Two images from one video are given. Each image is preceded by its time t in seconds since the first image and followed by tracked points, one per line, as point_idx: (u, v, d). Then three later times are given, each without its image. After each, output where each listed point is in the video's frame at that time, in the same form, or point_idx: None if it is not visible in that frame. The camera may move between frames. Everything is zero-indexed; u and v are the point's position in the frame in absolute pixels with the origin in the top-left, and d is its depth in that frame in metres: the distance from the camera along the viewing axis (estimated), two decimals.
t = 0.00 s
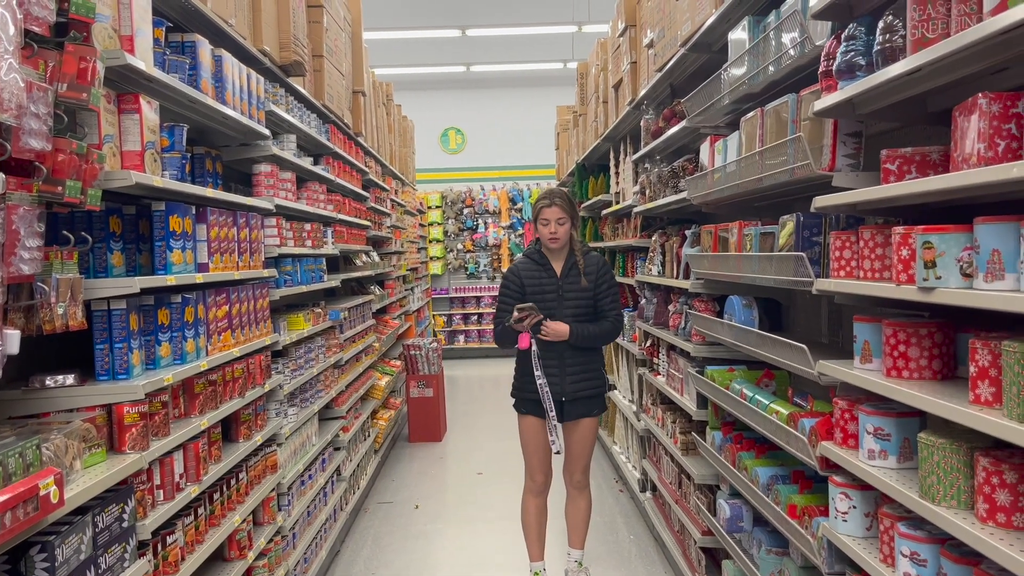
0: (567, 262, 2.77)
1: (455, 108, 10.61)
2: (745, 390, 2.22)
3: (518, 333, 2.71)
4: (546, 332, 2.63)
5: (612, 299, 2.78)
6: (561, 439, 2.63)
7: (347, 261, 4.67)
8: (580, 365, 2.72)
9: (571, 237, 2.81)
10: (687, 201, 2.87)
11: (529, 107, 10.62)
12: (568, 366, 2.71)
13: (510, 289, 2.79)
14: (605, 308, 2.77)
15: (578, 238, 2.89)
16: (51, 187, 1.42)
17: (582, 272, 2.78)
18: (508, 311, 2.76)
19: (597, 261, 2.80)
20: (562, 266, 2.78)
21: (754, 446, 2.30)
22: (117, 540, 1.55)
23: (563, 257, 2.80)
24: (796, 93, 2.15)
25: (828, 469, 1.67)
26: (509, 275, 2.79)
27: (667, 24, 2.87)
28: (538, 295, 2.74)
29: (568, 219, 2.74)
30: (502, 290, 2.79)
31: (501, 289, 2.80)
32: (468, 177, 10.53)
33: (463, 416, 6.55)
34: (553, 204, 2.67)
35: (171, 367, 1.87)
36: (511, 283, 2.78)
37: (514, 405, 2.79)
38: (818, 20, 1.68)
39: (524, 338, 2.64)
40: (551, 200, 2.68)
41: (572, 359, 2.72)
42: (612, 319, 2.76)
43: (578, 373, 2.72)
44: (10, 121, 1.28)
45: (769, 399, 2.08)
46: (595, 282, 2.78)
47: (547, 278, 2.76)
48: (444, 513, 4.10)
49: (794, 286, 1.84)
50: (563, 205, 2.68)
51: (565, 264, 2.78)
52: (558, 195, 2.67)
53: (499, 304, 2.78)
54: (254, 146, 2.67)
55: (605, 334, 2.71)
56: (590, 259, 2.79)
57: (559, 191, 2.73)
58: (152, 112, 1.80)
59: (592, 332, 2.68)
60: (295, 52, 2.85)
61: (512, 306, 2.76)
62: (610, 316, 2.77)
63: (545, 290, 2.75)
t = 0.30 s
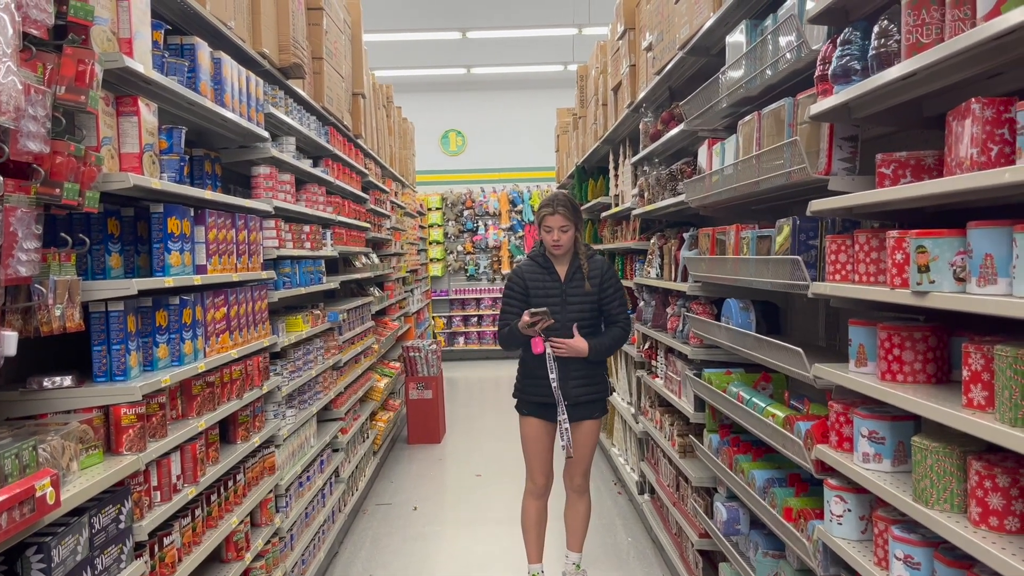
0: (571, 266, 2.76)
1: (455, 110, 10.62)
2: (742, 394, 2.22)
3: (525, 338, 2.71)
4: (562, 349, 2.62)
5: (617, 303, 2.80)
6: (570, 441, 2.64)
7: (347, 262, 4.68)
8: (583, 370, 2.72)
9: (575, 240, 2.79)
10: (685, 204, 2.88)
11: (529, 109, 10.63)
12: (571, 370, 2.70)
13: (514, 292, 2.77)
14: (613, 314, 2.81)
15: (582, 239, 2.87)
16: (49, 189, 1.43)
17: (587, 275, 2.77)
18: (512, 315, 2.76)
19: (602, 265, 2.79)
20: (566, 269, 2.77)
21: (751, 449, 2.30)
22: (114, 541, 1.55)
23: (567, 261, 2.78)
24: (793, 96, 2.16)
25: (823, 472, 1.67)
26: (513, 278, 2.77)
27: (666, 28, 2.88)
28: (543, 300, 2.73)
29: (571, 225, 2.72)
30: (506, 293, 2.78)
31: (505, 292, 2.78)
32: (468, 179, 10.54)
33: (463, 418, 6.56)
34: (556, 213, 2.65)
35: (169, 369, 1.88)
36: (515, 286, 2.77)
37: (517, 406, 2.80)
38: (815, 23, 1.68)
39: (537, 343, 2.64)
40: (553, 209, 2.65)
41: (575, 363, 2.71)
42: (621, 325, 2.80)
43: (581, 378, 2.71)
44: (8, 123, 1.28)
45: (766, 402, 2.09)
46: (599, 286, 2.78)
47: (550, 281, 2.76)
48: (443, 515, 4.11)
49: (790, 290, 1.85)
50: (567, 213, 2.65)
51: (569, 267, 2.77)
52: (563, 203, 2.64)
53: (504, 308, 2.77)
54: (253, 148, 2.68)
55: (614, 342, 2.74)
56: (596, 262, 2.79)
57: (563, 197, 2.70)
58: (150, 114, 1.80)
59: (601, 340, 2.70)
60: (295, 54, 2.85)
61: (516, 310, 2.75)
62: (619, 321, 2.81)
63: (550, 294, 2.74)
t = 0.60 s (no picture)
0: (576, 268, 2.76)
1: (456, 111, 10.63)
2: (739, 393, 2.23)
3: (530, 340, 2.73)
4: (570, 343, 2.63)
5: (621, 304, 2.79)
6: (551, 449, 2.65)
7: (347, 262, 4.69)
8: (583, 371, 2.71)
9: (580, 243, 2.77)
10: (683, 204, 2.88)
11: (530, 110, 10.64)
12: (572, 371, 2.71)
13: (518, 292, 2.79)
14: (616, 314, 2.79)
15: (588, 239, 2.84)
16: (47, 186, 1.44)
17: (591, 277, 2.76)
18: (518, 314, 2.78)
19: (606, 267, 2.78)
20: (571, 271, 2.77)
21: (748, 449, 2.30)
22: (111, 538, 1.56)
23: (572, 262, 2.78)
24: (790, 96, 2.16)
25: (818, 471, 1.68)
26: (519, 277, 2.80)
27: (665, 28, 2.89)
28: (546, 301, 2.74)
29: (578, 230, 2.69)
30: (512, 293, 2.80)
31: (510, 291, 2.80)
32: (469, 180, 10.55)
33: (463, 418, 6.56)
34: (560, 222, 2.61)
35: (166, 366, 1.88)
36: (521, 286, 2.78)
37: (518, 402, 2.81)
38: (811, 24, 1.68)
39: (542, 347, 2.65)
40: (557, 218, 2.61)
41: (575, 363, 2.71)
42: (623, 326, 2.77)
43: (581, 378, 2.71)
44: (6, 120, 1.29)
45: (762, 402, 2.09)
46: (603, 288, 2.77)
47: (554, 283, 2.76)
48: (442, 515, 4.11)
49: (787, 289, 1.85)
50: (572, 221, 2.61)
51: (574, 270, 2.76)
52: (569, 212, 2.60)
53: (508, 307, 2.79)
54: (252, 147, 2.69)
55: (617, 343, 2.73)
56: (601, 264, 2.78)
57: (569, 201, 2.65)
58: (149, 112, 1.81)
59: (605, 341, 2.70)
60: (294, 54, 2.86)
61: (522, 310, 2.77)
62: (622, 321, 2.78)
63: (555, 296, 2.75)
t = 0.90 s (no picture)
0: (572, 271, 2.76)
1: (458, 111, 10.64)
2: (737, 395, 2.23)
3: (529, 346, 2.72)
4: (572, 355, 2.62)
5: (617, 307, 2.80)
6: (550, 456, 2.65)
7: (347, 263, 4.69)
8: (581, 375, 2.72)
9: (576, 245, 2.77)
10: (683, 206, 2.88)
11: (532, 111, 10.65)
12: (570, 375, 2.71)
13: (514, 296, 2.78)
14: (611, 318, 2.79)
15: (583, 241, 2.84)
16: (45, 185, 1.44)
17: (588, 280, 2.77)
18: (514, 318, 2.78)
19: (603, 269, 2.79)
20: (567, 275, 2.77)
21: (745, 450, 2.30)
22: (107, 537, 1.56)
23: (568, 266, 2.78)
24: (789, 98, 2.16)
25: (815, 472, 1.67)
26: (514, 280, 2.79)
27: (665, 30, 2.89)
28: (543, 306, 2.74)
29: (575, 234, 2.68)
30: (507, 296, 2.79)
31: (506, 294, 2.79)
32: (470, 180, 10.56)
33: (463, 419, 6.57)
34: (557, 228, 2.60)
35: (165, 365, 1.89)
36: (516, 289, 2.77)
37: (515, 405, 2.81)
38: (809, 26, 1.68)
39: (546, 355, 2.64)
40: (554, 225, 2.60)
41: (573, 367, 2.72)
42: (617, 330, 2.79)
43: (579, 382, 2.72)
44: (5, 120, 1.30)
45: (760, 403, 2.09)
46: (601, 290, 2.78)
47: (550, 287, 2.76)
48: (441, 515, 4.12)
49: (784, 291, 1.85)
50: (570, 227, 2.61)
51: (570, 273, 2.77)
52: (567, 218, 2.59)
53: (504, 310, 2.78)
54: (252, 147, 2.69)
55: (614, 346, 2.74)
56: (598, 266, 2.78)
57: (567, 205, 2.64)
58: (148, 112, 1.81)
59: (603, 344, 2.71)
60: (294, 54, 2.87)
61: (518, 314, 2.76)
62: (616, 325, 2.80)
63: (551, 299, 2.75)
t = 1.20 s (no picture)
0: (557, 271, 2.76)
1: (459, 111, 10.65)
2: (735, 395, 2.24)
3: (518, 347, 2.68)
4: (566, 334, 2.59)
5: (601, 304, 2.81)
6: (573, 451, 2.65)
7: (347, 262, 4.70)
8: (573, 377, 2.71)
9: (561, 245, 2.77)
10: (682, 207, 2.89)
11: (533, 111, 10.66)
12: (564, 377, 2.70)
13: (499, 298, 2.76)
14: (594, 318, 2.78)
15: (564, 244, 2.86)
16: (46, 185, 1.45)
17: (573, 279, 2.78)
18: (500, 321, 2.74)
19: (588, 269, 2.81)
20: (552, 275, 2.77)
21: (743, 450, 2.31)
22: (107, 534, 1.57)
23: (552, 266, 2.78)
24: (787, 99, 2.17)
25: (811, 472, 1.68)
26: (498, 281, 2.77)
27: (664, 31, 2.90)
28: (530, 307, 2.72)
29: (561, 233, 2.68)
30: (492, 298, 2.76)
31: (490, 295, 2.77)
32: (471, 181, 10.57)
33: (463, 419, 6.58)
34: (545, 226, 2.58)
35: (165, 363, 1.90)
36: (501, 291, 2.75)
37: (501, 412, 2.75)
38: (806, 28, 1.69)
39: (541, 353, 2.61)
40: (542, 223, 2.59)
41: (566, 368, 2.71)
42: (602, 328, 2.77)
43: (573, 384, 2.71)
44: (5, 120, 1.31)
45: (757, 403, 2.10)
46: (585, 289, 2.79)
47: (535, 287, 2.75)
48: (440, 515, 4.12)
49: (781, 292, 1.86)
50: (558, 224, 2.61)
51: (555, 273, 2.77)
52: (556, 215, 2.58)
53: (490, 312, 2.75)
54: (253, 147, 2.70)
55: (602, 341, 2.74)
56: (582, 265, 2.80)
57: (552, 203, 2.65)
58: (148, 112, 1.82)
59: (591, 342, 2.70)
60: (295, 54, 2.87)
61: (504, 315, 2.73)
62: (600, 324, 2.80)
63: (536, 298, 2.74)
